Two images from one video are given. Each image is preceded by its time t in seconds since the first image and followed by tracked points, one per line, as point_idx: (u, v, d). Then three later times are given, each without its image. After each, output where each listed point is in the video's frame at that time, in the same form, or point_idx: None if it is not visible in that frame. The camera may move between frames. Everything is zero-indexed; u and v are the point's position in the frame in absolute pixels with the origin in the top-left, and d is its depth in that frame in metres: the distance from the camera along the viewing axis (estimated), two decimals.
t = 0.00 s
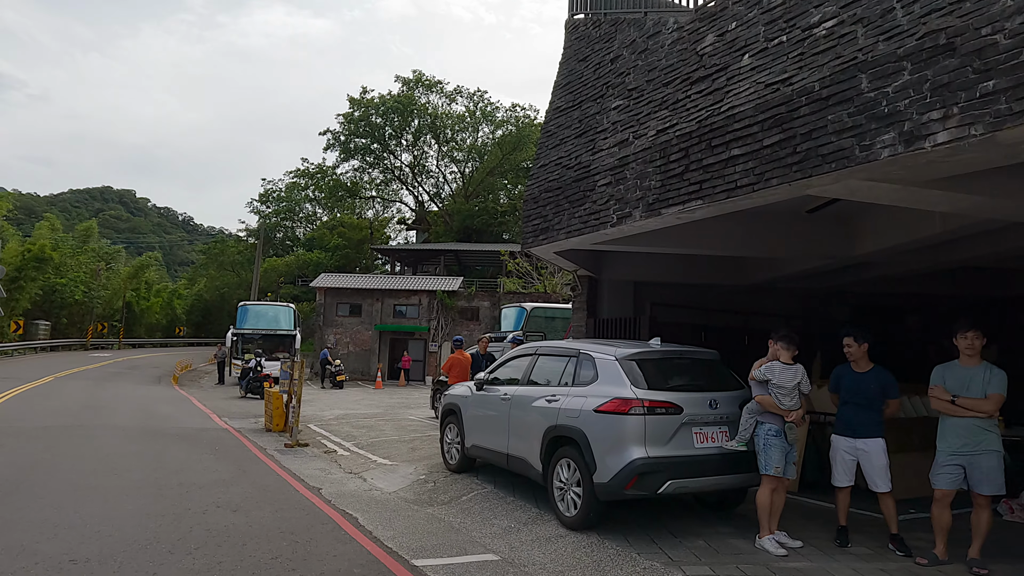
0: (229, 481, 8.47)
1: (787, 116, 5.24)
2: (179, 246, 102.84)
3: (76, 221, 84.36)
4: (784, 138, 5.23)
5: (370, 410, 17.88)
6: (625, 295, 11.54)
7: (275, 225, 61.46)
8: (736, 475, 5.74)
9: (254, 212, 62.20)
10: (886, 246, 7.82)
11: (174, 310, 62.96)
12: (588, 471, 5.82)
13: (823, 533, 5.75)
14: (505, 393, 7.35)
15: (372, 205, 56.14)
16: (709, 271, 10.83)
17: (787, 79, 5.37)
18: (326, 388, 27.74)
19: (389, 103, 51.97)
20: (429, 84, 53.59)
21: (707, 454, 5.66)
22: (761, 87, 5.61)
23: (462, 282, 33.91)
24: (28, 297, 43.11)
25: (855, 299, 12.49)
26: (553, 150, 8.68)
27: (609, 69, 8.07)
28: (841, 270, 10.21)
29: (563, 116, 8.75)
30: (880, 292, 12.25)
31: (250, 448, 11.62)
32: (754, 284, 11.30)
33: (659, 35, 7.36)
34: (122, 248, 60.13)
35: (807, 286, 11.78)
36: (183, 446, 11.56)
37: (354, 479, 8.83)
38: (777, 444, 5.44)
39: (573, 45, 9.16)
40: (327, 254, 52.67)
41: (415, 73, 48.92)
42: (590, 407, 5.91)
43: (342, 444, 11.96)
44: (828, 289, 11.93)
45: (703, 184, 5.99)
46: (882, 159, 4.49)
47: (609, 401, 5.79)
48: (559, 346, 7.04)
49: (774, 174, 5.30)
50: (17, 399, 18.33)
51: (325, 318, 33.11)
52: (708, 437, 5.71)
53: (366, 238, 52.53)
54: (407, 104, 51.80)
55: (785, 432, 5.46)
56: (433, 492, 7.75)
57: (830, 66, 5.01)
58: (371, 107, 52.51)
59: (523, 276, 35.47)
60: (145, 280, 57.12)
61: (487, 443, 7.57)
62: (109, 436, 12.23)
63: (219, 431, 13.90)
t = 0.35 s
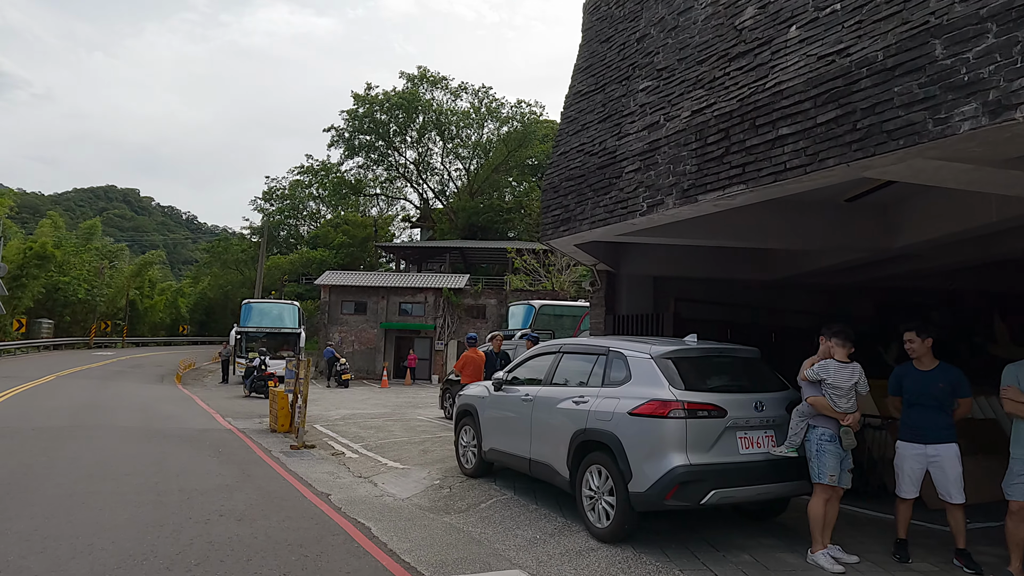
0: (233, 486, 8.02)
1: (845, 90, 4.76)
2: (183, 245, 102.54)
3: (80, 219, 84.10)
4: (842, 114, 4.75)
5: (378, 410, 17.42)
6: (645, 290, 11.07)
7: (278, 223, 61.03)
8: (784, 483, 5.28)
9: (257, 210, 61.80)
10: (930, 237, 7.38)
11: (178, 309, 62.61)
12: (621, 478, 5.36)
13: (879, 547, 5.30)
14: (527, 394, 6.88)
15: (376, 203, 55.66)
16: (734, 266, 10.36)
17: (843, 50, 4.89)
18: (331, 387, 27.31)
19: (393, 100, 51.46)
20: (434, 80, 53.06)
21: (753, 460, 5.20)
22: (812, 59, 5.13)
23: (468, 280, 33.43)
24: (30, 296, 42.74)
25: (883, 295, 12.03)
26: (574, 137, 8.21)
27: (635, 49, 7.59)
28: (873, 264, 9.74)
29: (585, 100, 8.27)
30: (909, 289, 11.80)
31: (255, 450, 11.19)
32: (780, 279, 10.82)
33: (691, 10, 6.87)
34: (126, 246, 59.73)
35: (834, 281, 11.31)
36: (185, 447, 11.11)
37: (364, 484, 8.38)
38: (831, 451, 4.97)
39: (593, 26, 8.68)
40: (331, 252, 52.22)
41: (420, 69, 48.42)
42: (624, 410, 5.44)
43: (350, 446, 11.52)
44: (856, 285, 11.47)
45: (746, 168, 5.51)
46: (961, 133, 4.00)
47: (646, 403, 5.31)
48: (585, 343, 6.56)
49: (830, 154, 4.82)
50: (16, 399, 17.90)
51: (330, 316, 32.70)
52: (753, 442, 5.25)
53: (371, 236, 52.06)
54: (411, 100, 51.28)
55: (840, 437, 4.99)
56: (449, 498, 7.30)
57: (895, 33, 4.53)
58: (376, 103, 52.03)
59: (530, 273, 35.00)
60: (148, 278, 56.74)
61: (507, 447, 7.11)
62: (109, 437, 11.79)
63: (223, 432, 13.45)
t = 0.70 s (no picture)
0: (236, 494, 7.59)
1: (911, 66, 4.32)
2: (185, 245, 102.39)
3: (81, 218, 84.03)
4: (908, 93, 4.30)
5: (384, 412, 16.97)
6: (665, 288, 10.61)
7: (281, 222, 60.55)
8: (838, 499, 4.83)
9: (260, 209, 61.44)
10: (978, 231, 6.94)
11: (179, 308, 62.20)
12: (659, 494, 4.91)
13: (941, 569, 4.84)
14: (549, 400, 6.43)
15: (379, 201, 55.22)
16: (760, 263, 9.90)
17: (907, 23, 4.45)
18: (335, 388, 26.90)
19: (397, 97, 51.06)
20: (437, 77, 52.62)
21: (804, 474, 4.75)
22: (870, 34, 4.68)
23: (473, 279, 32.93)
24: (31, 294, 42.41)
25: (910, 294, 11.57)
26: (596, 126, 7.77)
27: (662, 32, 7.15)
28: (907, 260, 9.27)
29: (607, 87, 7.83)
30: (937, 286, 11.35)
31: (258, 455, 10.77)
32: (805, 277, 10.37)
33: None
34: (127, 244, 59.29)
35: (861, 279, 10.85)
36: (185, 452, 10.66)
37: (374, 493, 7.93)
38: (893, 465, 4.53)
39: (615, 9, 8.23)
40: (333, 251, 51.79)
41: (423, 65, 48.05)
42: (661, 420, 4.98)
43: (356, 450, 11.07)
44: (884, 283, 11.03)
45: (794, 154, 5.07)
46: None
47: (687, 412, 4.85)
48: (615, 344, 6.09)
49: (894, 137, 4.37)
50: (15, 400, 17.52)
51: (333, 316, 32.30)
52: (805, 455, 4.80)
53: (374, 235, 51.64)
54: (414, 97, 50.87)
55: (902, 450, 4.55)
56: (466, 510, 6.85)
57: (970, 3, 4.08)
58: (379, 100, 51.65)
59: (536, 272, 34.52)
60: (150, 277, 56.29)
61: (527, 455, 6.67)
62: (106, 441, 11.34)
63: (224, 435, 12.99)
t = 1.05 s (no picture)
0: (233, 501, 7.11)
1: (989, 31, 3.85)
2: (186, 243, 101.98)
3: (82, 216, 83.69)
4: (986, 61, 3.83)
5: (387, 412, 16.50)
6: (684, 285, 10.13)
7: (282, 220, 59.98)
8: (897, 514, 4.36)
9: (261, 206, 60.99)
10: None
11: (180, 306, 61.75)
12: (700, 507, 4.44)
13: None
14: (570, 403, 5.97)
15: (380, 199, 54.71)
16: (785, 258, 9.43)
17: None
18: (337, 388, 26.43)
19: (399, 94, 50.59)
20: (440, 74, 52.12)
21: (862, 487, 4.27)
22: None
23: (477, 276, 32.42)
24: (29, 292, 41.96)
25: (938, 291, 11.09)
26: (618, 111, 7.29)
27: (690, 9, 6.67)
28: (941, 254, 8.79)
29: (629, 69, 7.36)
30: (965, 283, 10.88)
31: (258, 457, 10.30)
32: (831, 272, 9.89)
33: None
34: (127, 242, 58.84)
35: (888, 275, 10.37)
36: (182, 455, 10.20)
37: (380, 500, 7.46)
38: (963, 477, 4.06)
39: None
40: (335, 249, 51.29)
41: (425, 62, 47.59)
42: (703, 426, 4.50)
43: (360, 453, 10.60)
44: (911, 280, 10.55)
45: (847, 133, 4.59)
46: None
47: (732, 418, 4.37)
48: (644, 342, 5.62)
49: (969, 111, 3.89)
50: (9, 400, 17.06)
51: (335, 314, 31.84)
52: (862, 465, 4.33)
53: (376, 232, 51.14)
54: (417, 94, 50.40)
55: (974, 462, 4.08)
56: (479, 520, 6.38)
57: None
58: (381, 97, 51.19)
59: (541, 270, 34.01)
60: (150, 275, 55.84)
61: (546, 462, 6.20)
62: (99, 443, 10.88)
63: (222, 437, 12.53)
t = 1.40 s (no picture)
0: (232, 512, 6.63)
1: None
2: (187, 243, 101.56)
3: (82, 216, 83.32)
4: None
5: (392, 415, 16.01)
6: (705, 283, 9.65)
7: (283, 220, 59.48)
8: (977, 536, 3.89)
9: (262, 206, 60.55)
10: None
11: (180, 306, 61.28)
12: (755, 528, 3.97)
13: None
14: (599, 409, 5.48)
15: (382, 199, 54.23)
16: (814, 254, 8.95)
17: None
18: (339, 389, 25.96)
19: (401, 92, 50.17)
20: (442, 72, 51.70)
21: (939, 507, 3.80)
22: None
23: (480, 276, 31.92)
24: (28, 291, 41.52)
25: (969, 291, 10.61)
26: (645, 95, 6.82)
27: None
28: (980, 250, 8.32)
29: (656, 50, 6.89)
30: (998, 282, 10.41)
31: (259, 463, 9.83)
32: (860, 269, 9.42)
33: None
34: (127, 242, 58.37)
35: (919, 273, 9.90)
36: (179, 460, 9.72)
37: (389, 511, 6.98)
38: None
39: None
40: (336, 248, 50.81)
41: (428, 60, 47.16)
42: (758, 437, 4.01)
43: (365, 459, 10.12)
44: (943, 278, 10.06)
45: (917, 110, 4.12)
46: None
47: (793, 428, 3.89)
48: (682, 343, 5.13)
49: None
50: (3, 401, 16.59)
51: (336, 314, 31.36)
52: (937, 481, 3.86)
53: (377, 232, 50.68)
54: (419, 92, 49.97)
55: None
56: (498, 534, 5.89)
57: None
58: (383, 95, 50.78)
59: (545, 270, 33.53)
60: (150, 275, 55.37)
61: (571, 472, 5.73)
62: (93, 447, 10.42)
63: (222, 440, 12.06)
